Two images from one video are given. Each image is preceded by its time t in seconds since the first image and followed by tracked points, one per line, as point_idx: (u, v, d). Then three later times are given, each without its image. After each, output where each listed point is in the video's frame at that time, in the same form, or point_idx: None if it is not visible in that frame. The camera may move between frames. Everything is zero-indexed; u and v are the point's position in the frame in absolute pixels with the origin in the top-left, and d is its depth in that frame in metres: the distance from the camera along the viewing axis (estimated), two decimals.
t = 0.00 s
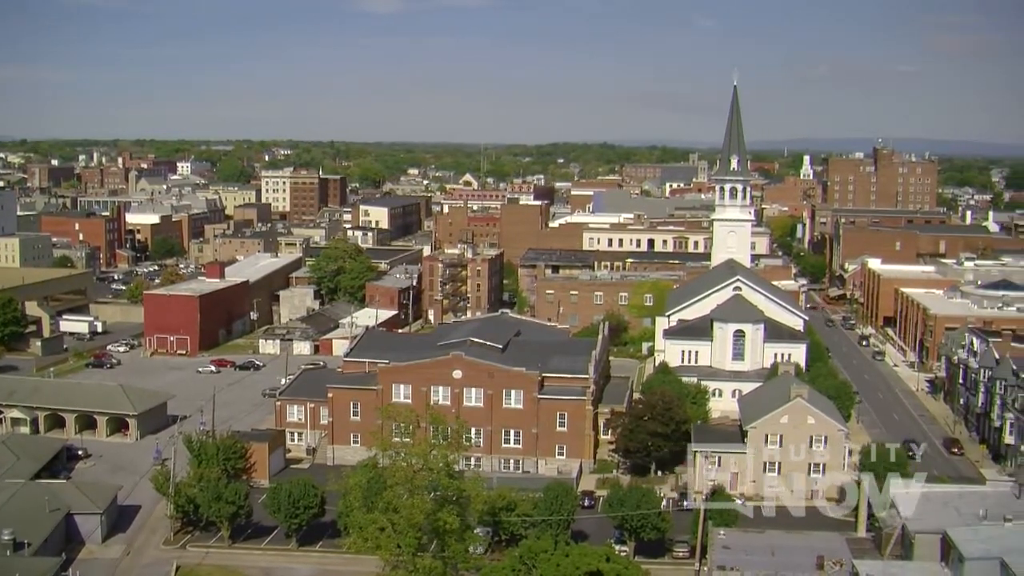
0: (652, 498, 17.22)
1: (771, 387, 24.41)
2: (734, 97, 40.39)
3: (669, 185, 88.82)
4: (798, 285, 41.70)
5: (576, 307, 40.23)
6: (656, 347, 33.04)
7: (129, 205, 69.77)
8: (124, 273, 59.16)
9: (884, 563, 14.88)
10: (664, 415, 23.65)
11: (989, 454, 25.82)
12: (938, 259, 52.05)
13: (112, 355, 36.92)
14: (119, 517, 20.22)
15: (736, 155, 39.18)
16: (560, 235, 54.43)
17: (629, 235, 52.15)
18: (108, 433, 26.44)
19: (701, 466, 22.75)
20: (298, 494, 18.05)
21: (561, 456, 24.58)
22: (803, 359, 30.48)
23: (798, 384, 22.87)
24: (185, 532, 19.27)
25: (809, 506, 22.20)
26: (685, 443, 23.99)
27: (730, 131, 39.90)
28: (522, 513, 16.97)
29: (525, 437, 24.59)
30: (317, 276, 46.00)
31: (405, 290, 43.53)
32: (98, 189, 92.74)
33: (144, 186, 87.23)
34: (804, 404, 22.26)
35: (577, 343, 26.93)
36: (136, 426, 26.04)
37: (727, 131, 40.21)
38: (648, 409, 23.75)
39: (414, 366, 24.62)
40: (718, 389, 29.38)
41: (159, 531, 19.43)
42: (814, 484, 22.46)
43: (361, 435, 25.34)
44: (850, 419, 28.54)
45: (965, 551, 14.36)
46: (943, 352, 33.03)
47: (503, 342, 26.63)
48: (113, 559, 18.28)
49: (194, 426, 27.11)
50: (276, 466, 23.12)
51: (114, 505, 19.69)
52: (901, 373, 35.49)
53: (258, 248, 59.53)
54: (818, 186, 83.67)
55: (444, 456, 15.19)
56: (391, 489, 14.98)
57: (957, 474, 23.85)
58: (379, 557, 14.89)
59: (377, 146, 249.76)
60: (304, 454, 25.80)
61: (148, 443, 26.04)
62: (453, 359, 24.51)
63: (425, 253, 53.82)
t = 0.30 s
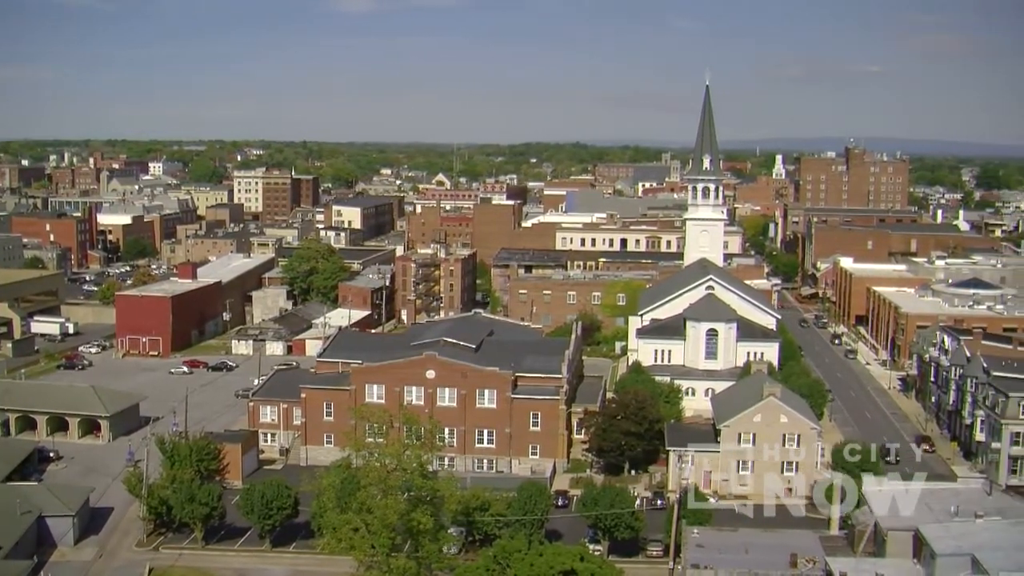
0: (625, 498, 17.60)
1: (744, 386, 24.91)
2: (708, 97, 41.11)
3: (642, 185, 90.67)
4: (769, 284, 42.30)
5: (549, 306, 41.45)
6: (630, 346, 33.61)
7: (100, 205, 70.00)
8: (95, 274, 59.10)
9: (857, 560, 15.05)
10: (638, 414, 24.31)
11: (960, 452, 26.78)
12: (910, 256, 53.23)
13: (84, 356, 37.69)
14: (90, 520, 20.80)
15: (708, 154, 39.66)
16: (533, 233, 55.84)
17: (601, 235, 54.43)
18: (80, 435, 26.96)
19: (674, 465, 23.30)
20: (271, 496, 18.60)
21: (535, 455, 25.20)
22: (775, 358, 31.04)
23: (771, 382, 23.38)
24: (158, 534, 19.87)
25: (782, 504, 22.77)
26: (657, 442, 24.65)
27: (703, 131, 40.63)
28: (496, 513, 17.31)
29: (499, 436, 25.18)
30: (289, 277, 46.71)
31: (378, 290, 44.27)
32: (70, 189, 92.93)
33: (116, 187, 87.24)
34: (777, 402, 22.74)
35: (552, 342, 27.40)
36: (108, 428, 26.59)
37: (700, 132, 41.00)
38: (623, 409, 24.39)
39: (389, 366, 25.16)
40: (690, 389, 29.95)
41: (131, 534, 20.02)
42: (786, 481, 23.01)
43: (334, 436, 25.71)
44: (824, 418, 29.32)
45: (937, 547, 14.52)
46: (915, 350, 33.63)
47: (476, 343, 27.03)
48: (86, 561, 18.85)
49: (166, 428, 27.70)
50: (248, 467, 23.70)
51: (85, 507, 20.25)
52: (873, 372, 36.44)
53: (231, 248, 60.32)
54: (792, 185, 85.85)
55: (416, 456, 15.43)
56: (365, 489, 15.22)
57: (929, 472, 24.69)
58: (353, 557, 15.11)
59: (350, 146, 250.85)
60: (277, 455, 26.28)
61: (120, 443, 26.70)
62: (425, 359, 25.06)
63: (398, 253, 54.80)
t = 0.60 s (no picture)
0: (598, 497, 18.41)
1: (717, 386, 26.27)
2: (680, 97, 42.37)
3: (614, 185, 93.47)
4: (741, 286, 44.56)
5: (522, 306, 42.91)
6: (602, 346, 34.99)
7: (72, 205, 70.75)
8: (66, 274, 59.58)
9: (830, 557, 15.20)
10: (610, 413, 25.40)
11: (931, 448, 28.41)
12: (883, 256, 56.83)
13: (55, 359, 38.55)
14: (64, 522, 21.63)
15: (681, 155, 41.73)
16: (506, 234, 57.96)
17: (574, 235, 57.18)
18: (52, 436, 27.43)
19: (648, 464, 24.39)
20: (244, 498, 19.50)
21: (508, 455, 26.16)
22: (746, 356, 32.78)
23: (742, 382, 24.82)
24: (130, 536, 20.74)
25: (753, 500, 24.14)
26: (631, 441, 25.65)
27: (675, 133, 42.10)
28: (470, 513, 18.14)
29: (472, 435, 26.13)
30: (262, 277, 48.13)
31: (350, 291, 46.05)
32: (39, 189, 93.45)
33: (87, 188, 87.59)
34: (750, 401, 24.17)
35: (523, 342, 28.62)
36: (80, 430, 27.08)
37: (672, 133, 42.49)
38: (595, 408, 25.43)
39: (362, 366, 26.00)
40: (664, 388, 31.80)
41: (103, 537, 20.88)
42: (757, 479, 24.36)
43: (306, 436, 26.78)
44: (796, 416, 30.80)
45: (910, 544, 14.68)
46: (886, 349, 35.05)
47: (450, 343, 28.24)
48: (59, 564, 19.70)
49: (139, 429, 28.42)
50: (222, 468, 24.53)
51: (57, 510, 21.03)
52: (845, 369, 38.17)
53: (203, 249, 61.01)
54: (764, 185, 89.06)
55: (390, 457, 15.70)
56: (338, 490, 15.49)
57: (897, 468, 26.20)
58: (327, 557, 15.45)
59: (323, 146, 252.41)
60: (250, 455, 27.30)
61: (93, 444, 27.19)
62: (400, 360, 25.94)
63: (371, 253, 56.49)
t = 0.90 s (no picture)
0: (572, 496, 18.97)
1: (690, 384, 27.03)
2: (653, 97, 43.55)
3: (588, 185, 95.49)
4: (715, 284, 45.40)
5: (496, 307, 44.51)
6: (578, 345, 36.18)
7: (43, 206, 71.15)
8: (39, 274, 60.10)
9: (803, 556, 15.27)
10: (585, 413, 26.12)
11: (903, 443, 29.42)
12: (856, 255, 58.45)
13: (28, 361, 39.13)
14: (38, 523, 21.97)
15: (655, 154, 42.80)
16: (478, 234, 59.91)
17: (547, 234, 58.63)
18: (24, 439, 27.99)
19: (624, 464, 24.64)
20: (219, 499, 19.92)
21: (482, 455, 26.93)
22: (721, 355, 33.82)
23: (717, 381, 25.42)
24: (104, 539, 21.00)
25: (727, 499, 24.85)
26: (605, 441, 26.43)
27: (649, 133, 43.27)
28: (445, 514, 18.60)
29: (447, 435, 26.87)
30: (236, 278, 48.85)
31: (324, 292, 47.42)
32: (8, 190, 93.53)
33: (58, 188, 87.69)
34: (724, 399, 24.84)
35: (497, 341, 29.41)
36: (52, 432, 27.63)
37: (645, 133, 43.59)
38: (569, 408, 26.17)
39: (337, 367, 26.74)
40: (638, 387, 32.76)
41: (76, 540, 21.14)
42: (731, 479, 25.08)
43: (281, 437, 27.51)
44: (771, 414, 31.62)
45: (883, 542, 14.80)
46: (861, 347, 36.07)
47: (424, 343, 29.10)
48: (32, 567, 19.89)
49: (112, 431, 28.92)
50: (195, 471, 25.45)
51: (29, 514, 21.31)
52: (819, 368, 39.17)
53: (176, 250, 62.33)
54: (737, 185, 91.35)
55: (365, 457, 16.23)
56: (314, 491, 16.00)
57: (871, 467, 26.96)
58: (302, 557, 15.94)
59: (289, 143, 252.36)
60: (225, 457, 28.00)
61: (65, 447, 27.75)
62: (374, 360, 26.66)
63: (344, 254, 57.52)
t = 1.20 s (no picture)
0: (546, 496, 19.69)
1: (666, 384, 28.03)
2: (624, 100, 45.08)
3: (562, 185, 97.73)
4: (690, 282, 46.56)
5: (470, 306, 45.91)
6: (551, 344, 37.47)
7: (14, 207, 71.47)
8: (10, 275, 60.57)
9: (776, 554, 15.39)
10: (558, 412, 27.04)
11: (875, 443, 30.31)
12: (828, 255, 59.30)
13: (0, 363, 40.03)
14: (9, 526, 22.18)
15: (627, 151, 43.64)
16: (452, 234, 61.60)
17: (522, 234, 60.53)
18: None
19: (598, 462, 25.54)
20: (192, 501, 20.30)
21: (457, 455, 27.79)
22: (694, 354, 34.98)
23: (691, 381, 26.36)
24: (77, 541, 21.23)
25: (701, 499, 25.65)
26: (579, 440, 27.33)
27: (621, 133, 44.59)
28: (420, 515, 19.34)
29: (422, 436, 27.70)
30: (209, 278, 49.84)
31: (297, 292, 48.25)
32: None
33: (29, 189, 87.77)
34: (697, 398, 25.76)
35: (468, 341, 30.38)
36: (24, 434, 27.76)
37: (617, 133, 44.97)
38: (544, 407, 27.06)
39: (312, 368, 27.46)
40: (612, 387, 33.70)
41: (48, 542, 21.39)
42: (704, 478, 25.99)
43: (255, 438, 28.10)
44: (744, 413, 32.64)
45: (855, 539, 14.92)
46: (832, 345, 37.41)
47: (396, 344, 29.94)
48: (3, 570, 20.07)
49: (84, 433, 29.00)
50: (169, 471, 26.45)
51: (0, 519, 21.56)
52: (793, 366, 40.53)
53: (149, 250, 62.77)
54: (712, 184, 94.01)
55: (338, 457, 16.63)
56: (287, 492, 16.33)
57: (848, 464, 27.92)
58: (277, 558, 16.28)
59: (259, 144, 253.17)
60: (198, 457, 28.74)
61: (36, 448, 27.90)
62: (347, 360, 27.40)
63: (316, 254, 58.67)
